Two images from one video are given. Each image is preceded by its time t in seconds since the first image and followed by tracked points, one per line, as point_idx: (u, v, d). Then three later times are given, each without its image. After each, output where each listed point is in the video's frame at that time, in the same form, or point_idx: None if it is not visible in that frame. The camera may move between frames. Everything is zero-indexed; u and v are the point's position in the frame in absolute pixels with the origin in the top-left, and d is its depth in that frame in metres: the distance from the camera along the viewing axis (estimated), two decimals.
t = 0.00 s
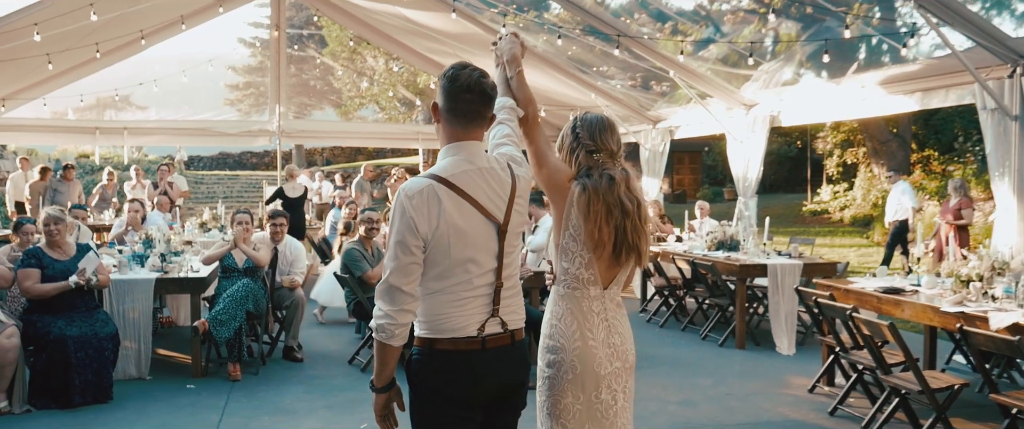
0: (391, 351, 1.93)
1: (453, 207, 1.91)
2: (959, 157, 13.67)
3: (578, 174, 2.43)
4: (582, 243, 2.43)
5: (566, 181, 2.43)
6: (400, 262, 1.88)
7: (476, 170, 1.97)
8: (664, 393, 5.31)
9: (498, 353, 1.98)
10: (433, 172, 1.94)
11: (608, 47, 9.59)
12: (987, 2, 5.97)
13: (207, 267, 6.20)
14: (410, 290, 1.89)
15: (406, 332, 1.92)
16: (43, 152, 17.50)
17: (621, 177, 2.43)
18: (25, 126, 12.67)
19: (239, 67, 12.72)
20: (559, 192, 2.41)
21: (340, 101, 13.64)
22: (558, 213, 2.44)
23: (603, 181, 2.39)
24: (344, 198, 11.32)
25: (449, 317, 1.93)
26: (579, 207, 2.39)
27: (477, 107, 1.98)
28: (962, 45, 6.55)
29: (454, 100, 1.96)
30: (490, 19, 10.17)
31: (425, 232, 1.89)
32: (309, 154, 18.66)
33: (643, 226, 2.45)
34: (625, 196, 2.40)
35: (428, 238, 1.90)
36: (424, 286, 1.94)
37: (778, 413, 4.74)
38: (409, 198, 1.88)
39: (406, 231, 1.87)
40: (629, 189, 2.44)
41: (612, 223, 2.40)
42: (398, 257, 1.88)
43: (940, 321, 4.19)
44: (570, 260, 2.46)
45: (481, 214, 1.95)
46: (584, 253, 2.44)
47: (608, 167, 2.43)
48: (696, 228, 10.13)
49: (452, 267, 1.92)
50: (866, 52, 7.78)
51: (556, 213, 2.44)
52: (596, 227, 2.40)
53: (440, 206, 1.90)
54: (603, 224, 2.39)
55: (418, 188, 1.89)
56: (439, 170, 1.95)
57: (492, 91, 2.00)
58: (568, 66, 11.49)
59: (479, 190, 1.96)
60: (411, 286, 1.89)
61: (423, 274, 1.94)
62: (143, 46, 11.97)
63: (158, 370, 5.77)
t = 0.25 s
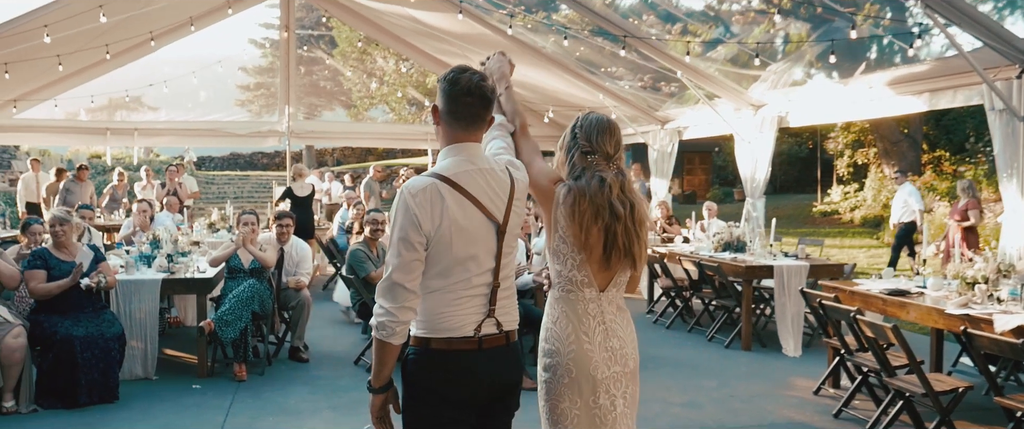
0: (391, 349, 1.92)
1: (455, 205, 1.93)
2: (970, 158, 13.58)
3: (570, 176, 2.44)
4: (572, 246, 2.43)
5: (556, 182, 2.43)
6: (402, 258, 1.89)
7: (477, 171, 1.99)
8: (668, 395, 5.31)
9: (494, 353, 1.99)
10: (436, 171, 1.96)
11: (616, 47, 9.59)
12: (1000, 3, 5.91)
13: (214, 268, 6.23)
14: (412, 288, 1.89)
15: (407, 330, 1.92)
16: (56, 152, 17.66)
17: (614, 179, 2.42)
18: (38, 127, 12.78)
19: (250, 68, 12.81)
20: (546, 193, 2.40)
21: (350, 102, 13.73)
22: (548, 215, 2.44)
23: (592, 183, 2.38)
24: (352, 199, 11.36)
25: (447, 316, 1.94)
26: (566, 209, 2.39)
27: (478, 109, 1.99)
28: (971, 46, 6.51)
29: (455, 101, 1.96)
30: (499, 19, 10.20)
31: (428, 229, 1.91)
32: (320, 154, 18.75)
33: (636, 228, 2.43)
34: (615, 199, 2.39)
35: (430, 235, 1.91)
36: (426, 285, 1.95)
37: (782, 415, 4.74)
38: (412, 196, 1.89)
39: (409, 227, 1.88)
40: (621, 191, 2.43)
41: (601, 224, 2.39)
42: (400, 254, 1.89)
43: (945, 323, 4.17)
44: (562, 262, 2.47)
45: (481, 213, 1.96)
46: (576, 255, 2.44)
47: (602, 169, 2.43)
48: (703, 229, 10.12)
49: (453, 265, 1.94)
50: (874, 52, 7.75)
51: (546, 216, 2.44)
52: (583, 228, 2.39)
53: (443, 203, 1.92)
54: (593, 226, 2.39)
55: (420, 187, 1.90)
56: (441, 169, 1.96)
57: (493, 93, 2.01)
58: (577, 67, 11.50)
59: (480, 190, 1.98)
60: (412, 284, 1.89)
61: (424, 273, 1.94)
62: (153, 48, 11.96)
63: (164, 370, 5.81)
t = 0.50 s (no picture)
0: (389, 347, 1.91)
1: (455, 204, 1.94)
2: (981, 157, 13.47)
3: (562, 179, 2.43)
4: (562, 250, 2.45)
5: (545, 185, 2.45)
6: (402, 255, 1.90)
7: (477, 172, 2.00)
8: (672, 396, 5.30)
9: (489, 354, 1.99)
10: (437, 170, 1.97)
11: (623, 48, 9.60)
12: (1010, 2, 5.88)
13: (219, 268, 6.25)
14: (412, 284, 1.90)
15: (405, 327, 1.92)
16: (68, 154, 17.78)
17: (606, 181, 2.40)
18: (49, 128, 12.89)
19: (260, 69, 12.89)
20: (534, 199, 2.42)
21: (359, 102, 13.65)
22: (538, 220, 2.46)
23: (581, 186, 2.38)
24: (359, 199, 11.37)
25: (444, 314, 1.95)
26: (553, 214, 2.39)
27: (479, 112, 2.00)
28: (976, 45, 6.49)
29: (456, 102, 1.98)
30: (506, 20, 10.25)
31: (429, 226, 1.92)
32: (329, 155, 18.80)
33: (629, 231, 2.41)
34: (604, 202, 2.37)
35: (430, 232, 1.92)
36: (425, 282, 1.96)
37: (786, 417, 4.72)
38: (413, 193, 1.90)
39: (410, 224, 1.90)
40: (614, 194, 2.40)
41: (588, 227, 2.39)
42: (400, 251, 1.90)
43: (949, 325, 4.16)
44: (557, 266, 2.51)
45: (480, 212, 1.97)
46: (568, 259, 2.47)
47: (596, 172, 2.41)
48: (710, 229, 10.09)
49: (451, 263, 1.95)
50: (879, 51, 7.70)
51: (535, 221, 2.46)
52: (572, 232, 2.40)
53: (443, 202, 1.93)
54: (581, 231, 2.40)
55: (421, 185, 1.91)
56: (443, 169, 1.98)
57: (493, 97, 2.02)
58: (585, 68, 11.50)
59: (480, 190, 1.99)
60: (411, 282, 1.90)
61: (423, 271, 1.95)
62: (161, 49, 12.16)
63: (170, 370, 5.83)
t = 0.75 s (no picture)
0: (385, 343, 1.92)
1: (453, 203, 1.95)
2: (994, 157, 13.37)
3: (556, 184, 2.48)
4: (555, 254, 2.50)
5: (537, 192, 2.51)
6: (398, 252, 1.92)
7: (476, 173, 2.01)
8: (677, 397, 5.29)
9: (483, 355, 2.00)
10: (436, 170, 1.99)
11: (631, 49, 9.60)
12: (1022, 2, 5.84)
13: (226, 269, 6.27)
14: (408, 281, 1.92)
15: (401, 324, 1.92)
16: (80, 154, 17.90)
17: (598, 185, 2.43)
18: (61, 129, 12.99)
19: (270, 70, 12.95)
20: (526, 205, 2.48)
21: (369, 103, 13.72)
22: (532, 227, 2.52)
23: (572, 190, 2.41)
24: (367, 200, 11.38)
25: (439, 314, 1.96)
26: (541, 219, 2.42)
27: (478, 114, 2.01)
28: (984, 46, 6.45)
29: (456, 104, 2.00)
30: (514, 20, 10.27)
31: (425, 224, 1.93)
32: (340, 155, 18.86)
33: (621, 234, 2.43)
34: (593, 205, 2.40)
35: (427, 229, 1.94)
36: (420, 281, 1.97)
37: (790, 419, 4.71)
38: (411, 191, 1.92)
39: (407, 221, 1.91)
40: (606, 197, 2.43)
41: (579, 230, 2.42)
42: (396, 248, 1.92)
43: (954, 327, 4.14)
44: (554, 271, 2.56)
45: (477, 213, 1.98)
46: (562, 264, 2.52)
47: (588, 176, 2.45)
48: (717, 230, 10.06)
49: (447, 262, 1.95)
50: (886, 52, 7.66)
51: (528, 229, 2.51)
52: (563, 237, 2.44)
53: (440, 200, 1.94)
54: (573, 234, 2.44)
55: (419, 184, 1.93)
56: (442, 169, 2.00)
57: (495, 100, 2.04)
58: (593, 68, 11.49)
59: (478, 190, 2.00)
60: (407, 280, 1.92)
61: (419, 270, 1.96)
62: (171, 50, 12.24)
63: (176, 370, 5.87)
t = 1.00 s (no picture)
0: (379, 340, 1.94)
1: (449, 202, 1.97)
2: (1005, 158, 13.29)
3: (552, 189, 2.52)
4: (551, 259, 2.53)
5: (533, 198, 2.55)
6: (393, 250, 1.93)
7: (474, 174, 2.02)
8: (681, 398, 5.30)
9: (479, 355, 2.00)
10: (434, 170, 2.01)
11: (638, 49, 9.60)
12: None
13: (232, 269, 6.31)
14: (402, 279, 1.93)
15: (396, 321, 1.94)
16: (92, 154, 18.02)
17: (593, 189, 2.46)
18: (72, 129, 13.08)
19: (279, 70, 13.01)
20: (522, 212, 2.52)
21: (378, 103, 13.77)
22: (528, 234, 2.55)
23: (567, 194, 2.44)
24: (375, 201, 11.41)
25: (434, 313, 1.97)
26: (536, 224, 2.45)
27: (476, 117, 2.03)
28: (991, 45, 6.44)
29: (454, 107, 2.02)
30: (522, 21, 10.29)
31: (420, 222, 1.94)
32: (350, 155, 18.91)
33: (616, 237, 2.45)
34: (588, 208, 2.43)
35: (422, 227, 1.95)
36: (414, 281, 1.98)
37: (793, 420, 4.70)
38: (407, 189, 1.94)
39: (402, 219, 1.93)
40: (601, 200, 2.46)
41: (575, 234, 2.45)
42: (392, 245, 1.93)
43: (959, 328, 4.13)
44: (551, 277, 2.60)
45: (473, 214, 1.99)
46: (558, 268, 2.55)
47: (583, 180, 2.48)
48: (724, 230, 10.04)
49: (442, 260, 1.96)
50: (894, 51, 7.63)
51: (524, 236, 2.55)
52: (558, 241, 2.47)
53: (435, 198, 1.96)
54: (568, 239, 2.46)
55: (415, 184, 1.95)
56: (440, 169, 2.01)
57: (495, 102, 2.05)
58: (601, 69, 11.50)
59: (475, 190, 2.01)
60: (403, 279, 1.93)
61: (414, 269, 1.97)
62: (179, 52, 12.31)
63: (183, 369, 5.90)
